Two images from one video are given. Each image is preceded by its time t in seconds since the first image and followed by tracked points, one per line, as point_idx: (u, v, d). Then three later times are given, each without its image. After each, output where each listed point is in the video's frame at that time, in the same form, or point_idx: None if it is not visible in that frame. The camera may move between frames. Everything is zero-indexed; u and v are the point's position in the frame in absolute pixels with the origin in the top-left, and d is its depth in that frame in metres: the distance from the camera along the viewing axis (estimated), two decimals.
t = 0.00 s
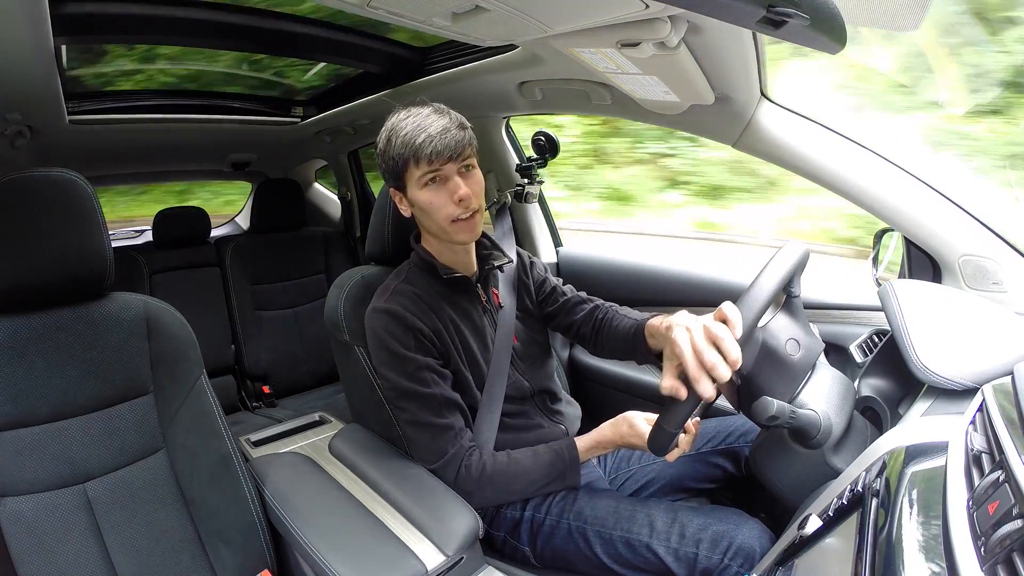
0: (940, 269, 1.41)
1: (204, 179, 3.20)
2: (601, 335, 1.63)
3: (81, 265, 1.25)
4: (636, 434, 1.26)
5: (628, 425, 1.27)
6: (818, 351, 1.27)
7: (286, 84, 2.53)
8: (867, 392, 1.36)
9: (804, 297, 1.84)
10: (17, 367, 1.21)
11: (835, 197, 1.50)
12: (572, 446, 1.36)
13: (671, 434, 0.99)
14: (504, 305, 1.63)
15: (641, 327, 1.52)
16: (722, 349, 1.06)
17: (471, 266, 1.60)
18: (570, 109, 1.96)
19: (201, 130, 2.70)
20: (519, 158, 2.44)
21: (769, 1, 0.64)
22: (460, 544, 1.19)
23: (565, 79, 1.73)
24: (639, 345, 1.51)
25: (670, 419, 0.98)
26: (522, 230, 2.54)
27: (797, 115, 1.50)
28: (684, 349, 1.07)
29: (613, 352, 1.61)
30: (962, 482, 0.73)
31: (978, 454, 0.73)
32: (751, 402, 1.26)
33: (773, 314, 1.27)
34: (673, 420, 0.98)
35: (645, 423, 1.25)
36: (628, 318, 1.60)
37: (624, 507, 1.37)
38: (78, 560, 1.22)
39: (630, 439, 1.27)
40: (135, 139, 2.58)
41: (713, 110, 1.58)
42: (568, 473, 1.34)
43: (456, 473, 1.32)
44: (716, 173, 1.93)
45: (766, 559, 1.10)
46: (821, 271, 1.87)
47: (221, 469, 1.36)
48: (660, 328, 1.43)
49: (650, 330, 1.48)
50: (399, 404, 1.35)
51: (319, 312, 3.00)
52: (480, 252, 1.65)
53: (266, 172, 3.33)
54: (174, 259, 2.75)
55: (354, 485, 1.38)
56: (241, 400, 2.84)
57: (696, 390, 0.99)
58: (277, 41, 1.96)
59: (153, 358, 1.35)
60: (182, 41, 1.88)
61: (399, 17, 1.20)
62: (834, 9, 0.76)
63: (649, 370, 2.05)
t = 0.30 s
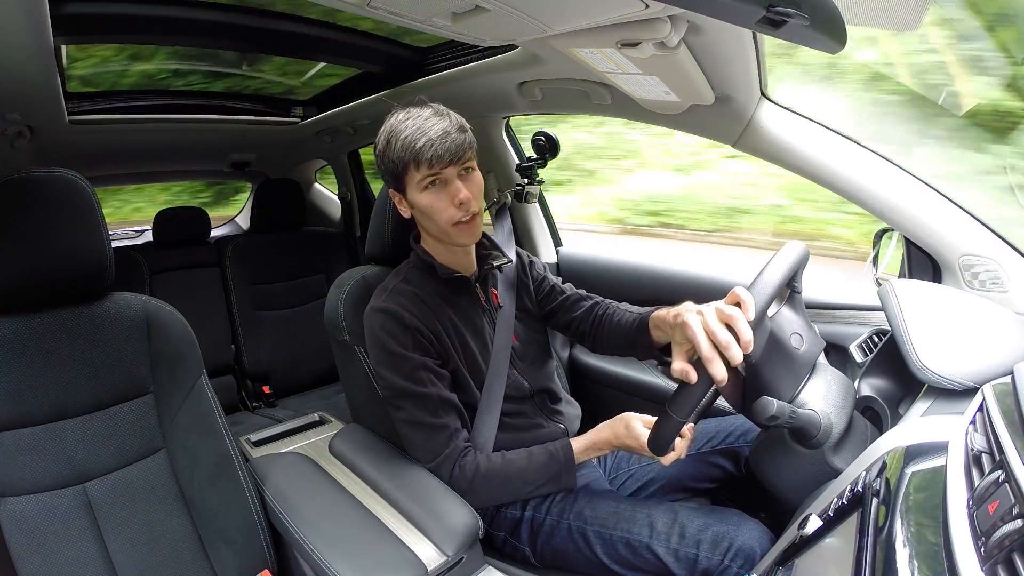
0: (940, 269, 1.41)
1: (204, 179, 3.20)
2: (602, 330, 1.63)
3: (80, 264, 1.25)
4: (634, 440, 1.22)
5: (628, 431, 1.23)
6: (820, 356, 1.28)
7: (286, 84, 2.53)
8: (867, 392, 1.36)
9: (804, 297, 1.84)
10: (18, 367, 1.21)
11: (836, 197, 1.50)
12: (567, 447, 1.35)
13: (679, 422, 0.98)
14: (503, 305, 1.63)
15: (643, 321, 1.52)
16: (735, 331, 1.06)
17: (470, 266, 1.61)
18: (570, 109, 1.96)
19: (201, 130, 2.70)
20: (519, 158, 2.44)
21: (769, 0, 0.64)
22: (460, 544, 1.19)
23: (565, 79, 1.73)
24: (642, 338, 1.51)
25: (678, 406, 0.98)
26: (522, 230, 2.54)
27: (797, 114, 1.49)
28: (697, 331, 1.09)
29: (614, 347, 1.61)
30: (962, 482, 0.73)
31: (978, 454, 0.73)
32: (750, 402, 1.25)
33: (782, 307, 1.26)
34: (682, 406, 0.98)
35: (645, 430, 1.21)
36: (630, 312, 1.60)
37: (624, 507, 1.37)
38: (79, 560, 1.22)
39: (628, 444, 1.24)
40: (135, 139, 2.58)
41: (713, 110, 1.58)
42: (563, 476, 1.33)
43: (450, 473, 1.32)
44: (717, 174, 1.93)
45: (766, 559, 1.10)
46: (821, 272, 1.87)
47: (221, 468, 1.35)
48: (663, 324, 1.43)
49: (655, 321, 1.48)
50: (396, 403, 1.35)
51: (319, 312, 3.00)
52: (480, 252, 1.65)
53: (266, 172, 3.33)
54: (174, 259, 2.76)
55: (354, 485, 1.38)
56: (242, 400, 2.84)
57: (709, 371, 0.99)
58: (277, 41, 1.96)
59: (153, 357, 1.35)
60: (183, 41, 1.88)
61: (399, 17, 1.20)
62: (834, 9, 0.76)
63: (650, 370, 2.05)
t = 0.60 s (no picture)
0: (940, 270, 1.41)
1: (204, 179, 3.20)
2: (603, 324, 1.64)
3: (80, 264, 1.24)
4: (627, 447, 1.19)
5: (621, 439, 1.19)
6: (819, 355, 1.29)
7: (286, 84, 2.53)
8: (867, 391, 1.36)
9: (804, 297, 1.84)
10: (18, 367, 1.21)
11: (835, 198, 1.50)
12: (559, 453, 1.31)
13: (703, 390, 0.94)
14: (502, 305, 1.63)
15: (646, 313, 1.54)
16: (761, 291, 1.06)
17: (470, 267, 1.61)
18: (570, 109, 1.96)
19: (201, 130, 2.70)
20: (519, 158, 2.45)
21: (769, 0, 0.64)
22: (460, 544, 1.20)
23: (565, 79, 1.73)
24: (648, 327, 1.52)
25: (701, 372, 0.94)
26: (522, 230, 2.54)
27: (797, 114, 1.49)
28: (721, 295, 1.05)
29: (615, 340, 1.62)
30: (962, 482, 0.73)
31: (978, 454, 0.73)
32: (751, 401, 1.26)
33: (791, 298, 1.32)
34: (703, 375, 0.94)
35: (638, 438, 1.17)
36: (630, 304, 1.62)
37: (624, 508, 1.37)
38: (79, 560, 1.22)
39: (621, 451, 1.21)
40: (135, 139, 2.58)
41: (713, 110, 1.58)
42: (556, 479, 1.30)
43: (444, 474, 1.32)
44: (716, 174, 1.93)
45: (765, 560, 1.10)
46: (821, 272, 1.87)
47: (221, 469, 1.35)
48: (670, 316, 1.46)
49: (658, 312, 1.50)
50: (393, 405, 1.35)
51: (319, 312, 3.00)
52: (480, 252, 1.65)
53: (266, 172, 3.33)
54: (174, 259, 2.76)
55: (353, 485, 1.38)
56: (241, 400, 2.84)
57: (739, 329, 0.98)
58: (277, 41, 1.96)
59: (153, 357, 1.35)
60: (184, 41, 1.88)
61: (399, 17, 1.20)
62: (834, 10, 0.76)
63: (649, 370, 2.05)
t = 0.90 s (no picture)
0: (940, 270, 1.41)
1: (204, 179, 3.20)
2: (603, 322, 1.64)
3: (81, 264, 1.25)
4: (625, 447, 1.19)
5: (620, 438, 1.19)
6: (819, 355, 1.29)
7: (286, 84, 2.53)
8: (867, 391, 1.36)
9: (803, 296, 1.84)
10: (17, 367, 1.21)
11: (835, 198, 1.50)
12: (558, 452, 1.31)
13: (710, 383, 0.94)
14: (500, 305, 1.62)
15: (645, 310, 1.54)
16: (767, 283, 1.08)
17: (468, 267, 1.62)
18: (569, 109, 1.96)
19: (201, 130, 2.70)
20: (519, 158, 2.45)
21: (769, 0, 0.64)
22: (460, 544, 1.20)
23: (565, 79, 1.73)
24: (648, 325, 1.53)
25: (707, 363, 0.95)
26: (522, 230, 2.54)
27: (797, 114, 1.48)
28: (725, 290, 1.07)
29: (615, 338, 1.62)
30: (962, 482, 0.73)
31: (978, 454, 0.73)
32: (751, 401, 1.26)
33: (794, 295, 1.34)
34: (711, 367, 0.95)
35: (637, 438, 1.17)
36: (628, 302, 1.63)
37: (624, 509, 1.37)
38: (79, 560, 1.22)
39: (619, 450, 1.21)
40: (135, 139, 2.58)
41: (713, 111, 1.58)
42: (555, 480, 1.30)
43: (443, 475, 1.33)
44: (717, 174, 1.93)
45: (765, 560, 1.10)
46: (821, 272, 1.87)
47: (221, 469, 1.35)
48: (671, 314, 1.47)
49: (658, 310, 1.50)
50: (391, 406, 1.36)
51: (319, 313, 3.01)
52: (478, 252, 1.65)
53: (266, 172, 3.33)
54: (174, 259, 2.76)
55: (353, 484, 1.38)
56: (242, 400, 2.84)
57: (743, 320, 0.99)
58: (276, 41, 1.96)
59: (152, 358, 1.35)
60: (184, 41, 1.89)
61: (399, 17, 1.20)
62: (834, 9, 0.76)
63: (649, 370, 2.05)
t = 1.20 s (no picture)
0: (940, 270, 1.41)
1: (204, 179, 3.20)
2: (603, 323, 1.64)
3: (80, 264, 1.24)
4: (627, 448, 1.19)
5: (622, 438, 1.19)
6: (819, 355, 1.29)
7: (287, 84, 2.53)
8: (867, 392, 1.36)
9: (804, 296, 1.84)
10: (17, 367, 1.21)
11: (835, 197, 1.50)
12: (560, 452, 1.32)
13: (704, 394, 0.94)
14: (502, 304, 1.62)
15: (645, 312, 1.55)
16: (759, 293, 1.07)
17: (470, 266, 1.61)
18: (570, 109, 1.96)
19: (201, 130, 2.70)
20: (519, 158, 2.44)
21: (769, 1, 0.64)
22: (460, 544, 1.19)
23: (565, 78, 1.73)
24: (647, 327, 1.53)
25: (700, 375, 0.94)
26: (522, 230, 2.54)
27: (797, 114, 1.48)
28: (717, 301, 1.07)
29: (614, 338, 1.63)
30: (961, 482, 0.73)
31: (978, 454, 0.73)
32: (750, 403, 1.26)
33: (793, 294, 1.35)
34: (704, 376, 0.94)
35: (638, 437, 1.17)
36: (628, 304, 1.63)
37: (624, 509, 1.37)
38: (80, 559, 1.23)
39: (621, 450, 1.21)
40: (135, 139, 2.58)
41: (713, 111, 1.58)
42: (557, 477, 1.31)
43: (446, 475, 1.32)
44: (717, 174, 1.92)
45: (765, 559, 1.10)
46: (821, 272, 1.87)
47: (220, 469, 1.35)
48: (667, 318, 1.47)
49: (657, 314, 1.50)
50: (394, 406, 1.35)
51: (319, 312, 3.01)
52: (479, 252, 1.66)
53: (266, 172, 3.33)
54: (174, 259, 2.75)
55: (354, 483, 1.38)
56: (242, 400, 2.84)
57: (734, 333, 0.98)
58: (276, 41, 1.96)
59: (152, 357, 1.35)
60: (185, 41, 1.88)
61: (399, 17, 1.20)
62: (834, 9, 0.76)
63: (649, 370, 2.05)
